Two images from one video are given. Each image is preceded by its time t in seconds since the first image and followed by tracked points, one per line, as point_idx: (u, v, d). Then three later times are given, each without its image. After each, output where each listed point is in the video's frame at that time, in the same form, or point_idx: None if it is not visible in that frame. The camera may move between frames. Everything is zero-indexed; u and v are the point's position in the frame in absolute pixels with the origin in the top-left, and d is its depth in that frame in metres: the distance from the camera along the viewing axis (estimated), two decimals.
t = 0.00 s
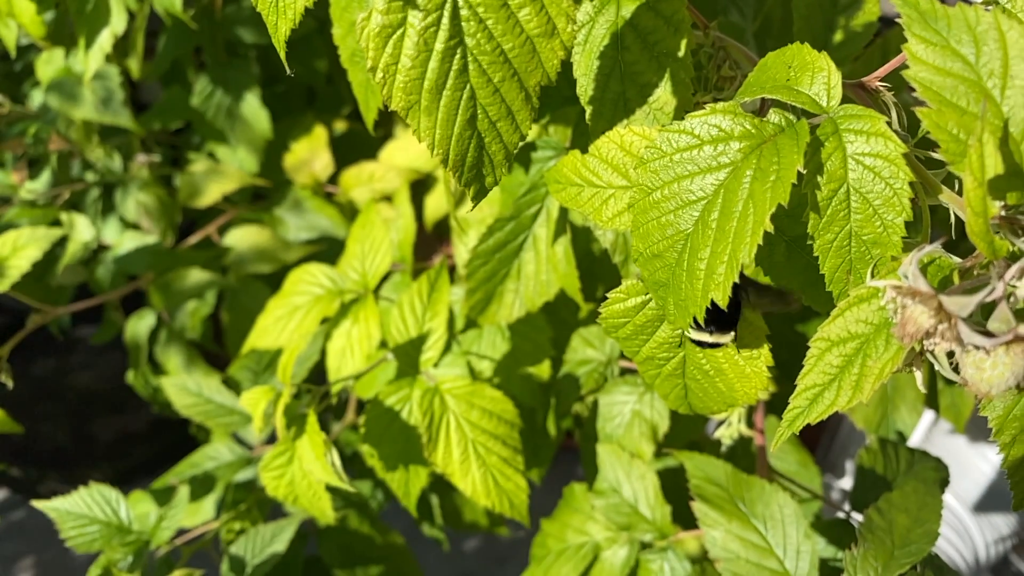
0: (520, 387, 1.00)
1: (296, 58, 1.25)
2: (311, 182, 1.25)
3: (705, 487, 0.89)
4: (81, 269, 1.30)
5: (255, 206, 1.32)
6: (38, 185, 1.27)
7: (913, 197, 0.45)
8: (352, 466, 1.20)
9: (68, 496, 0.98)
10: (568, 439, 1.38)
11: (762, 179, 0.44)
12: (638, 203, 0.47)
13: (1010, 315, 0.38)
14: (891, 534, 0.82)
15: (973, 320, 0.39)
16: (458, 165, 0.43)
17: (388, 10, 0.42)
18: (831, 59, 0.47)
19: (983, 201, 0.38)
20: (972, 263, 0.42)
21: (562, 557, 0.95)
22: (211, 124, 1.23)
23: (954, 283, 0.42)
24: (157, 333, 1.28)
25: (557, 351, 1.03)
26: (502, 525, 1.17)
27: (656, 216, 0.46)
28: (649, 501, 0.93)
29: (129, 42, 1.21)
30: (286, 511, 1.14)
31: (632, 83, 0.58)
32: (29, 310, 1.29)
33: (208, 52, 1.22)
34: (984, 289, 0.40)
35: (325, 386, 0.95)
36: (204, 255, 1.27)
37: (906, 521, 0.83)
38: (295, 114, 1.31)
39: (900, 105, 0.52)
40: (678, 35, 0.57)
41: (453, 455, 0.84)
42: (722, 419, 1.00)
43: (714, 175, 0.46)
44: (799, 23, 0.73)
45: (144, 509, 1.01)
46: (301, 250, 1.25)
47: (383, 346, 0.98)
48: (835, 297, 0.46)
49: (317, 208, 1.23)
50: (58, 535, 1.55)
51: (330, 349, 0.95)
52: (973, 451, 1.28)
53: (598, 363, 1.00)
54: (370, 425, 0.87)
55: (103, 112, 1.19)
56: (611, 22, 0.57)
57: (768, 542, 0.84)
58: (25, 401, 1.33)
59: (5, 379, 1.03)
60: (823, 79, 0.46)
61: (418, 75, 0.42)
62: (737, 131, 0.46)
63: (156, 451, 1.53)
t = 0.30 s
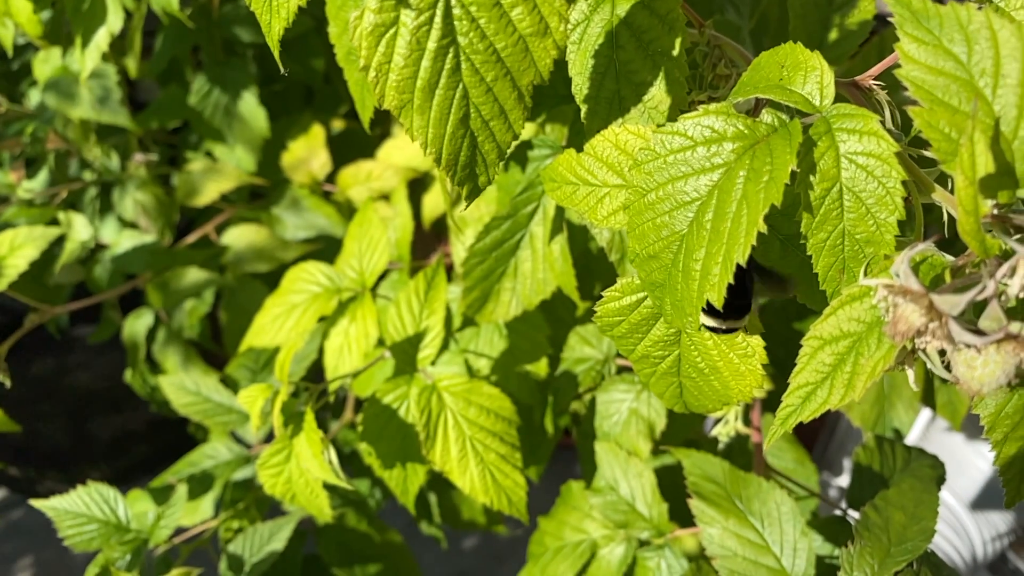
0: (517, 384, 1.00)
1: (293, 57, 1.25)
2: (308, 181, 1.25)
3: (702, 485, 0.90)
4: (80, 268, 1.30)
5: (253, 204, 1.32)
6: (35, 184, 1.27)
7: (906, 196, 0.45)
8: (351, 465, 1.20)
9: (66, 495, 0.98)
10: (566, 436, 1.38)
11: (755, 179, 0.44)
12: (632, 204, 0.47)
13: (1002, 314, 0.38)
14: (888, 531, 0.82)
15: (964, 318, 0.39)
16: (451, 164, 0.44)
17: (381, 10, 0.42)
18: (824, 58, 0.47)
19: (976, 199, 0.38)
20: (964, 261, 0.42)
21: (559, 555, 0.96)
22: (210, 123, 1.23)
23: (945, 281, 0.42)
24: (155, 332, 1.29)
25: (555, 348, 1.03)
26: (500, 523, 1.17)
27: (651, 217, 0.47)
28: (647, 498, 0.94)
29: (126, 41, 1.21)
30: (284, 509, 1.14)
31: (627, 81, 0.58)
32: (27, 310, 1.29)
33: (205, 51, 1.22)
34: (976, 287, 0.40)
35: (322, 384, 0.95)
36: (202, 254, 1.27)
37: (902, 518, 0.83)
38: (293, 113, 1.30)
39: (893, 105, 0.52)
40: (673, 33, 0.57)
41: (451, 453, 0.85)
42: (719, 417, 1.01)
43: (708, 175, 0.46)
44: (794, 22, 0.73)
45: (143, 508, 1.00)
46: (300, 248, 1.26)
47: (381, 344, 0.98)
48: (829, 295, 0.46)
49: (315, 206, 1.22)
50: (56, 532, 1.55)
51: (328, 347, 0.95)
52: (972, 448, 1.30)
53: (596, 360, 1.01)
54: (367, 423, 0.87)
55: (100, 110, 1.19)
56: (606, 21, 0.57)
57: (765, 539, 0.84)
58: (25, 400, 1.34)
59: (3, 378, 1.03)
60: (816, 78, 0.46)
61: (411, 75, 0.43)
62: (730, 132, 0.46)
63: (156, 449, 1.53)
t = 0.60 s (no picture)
0: (514, 382, 1.00)
1: (289, 56, 1.25)
2: (305, 180, 1.25)
3: (697, 482, 0.90)
4: (76, 267, 1.30)
5: (249, 203, 1.32)
6: (32, 183, 1.28)
7: (898, 196, 0.45)
8: (348, 464, 1.20)
9: (62, 494, 0.98)
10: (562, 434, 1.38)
11: (746, 179, 0.44)
12: (625, 204, 0.47)
13: (990, 314, 0.38)
14: (883, 529, 0.82)
15: (953, 318, 0.39)
16: (444, 163, 0.44)
17: (373, 10, 0.42)
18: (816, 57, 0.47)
19: (965, 199, 0.39)
20: (955, 261, 0.42)
21: (555, 553, 0.96)
22: (206, 122, 1.23)
23: (935, 281, 0.42)
24: (152, 331, 1.28)
25: (551, 347, 1.03)
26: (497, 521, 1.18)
27: (643, 217, 0.47)
28: (642, 496, 0.94)
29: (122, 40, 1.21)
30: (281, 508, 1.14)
31: (621, 81, 0.58)
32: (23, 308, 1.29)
33: (202, 50, 1.22)
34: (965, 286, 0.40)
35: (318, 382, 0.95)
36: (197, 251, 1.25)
37: (897, 516, 0.83)
38: (289, 112, 1.30)
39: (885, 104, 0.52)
40: (666, 33, 0.57)
41: (447, 450, 0.85)
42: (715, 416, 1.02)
43: (700, 175, 0.46)
44: (788, 21, 0.73)
45: (139, 507, 1.01)
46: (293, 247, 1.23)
47: (377, 342, 0.98)
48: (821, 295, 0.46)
49: (311, 204, 1.22)
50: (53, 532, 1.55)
51: (324, 346, 0.95)
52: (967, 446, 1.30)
53: (592, 359, 1.01)
54: (364, 420, 0.87)
55: (96, 109, 1.19)
56: (600, 21, 0.57)
57: (761, 537, 0.85)
58: (22, 399, 1.34)
59: None
60: (807, 78, 0.46)
61: (403, 75, 0.43)
62: (722, 132, 0.46)
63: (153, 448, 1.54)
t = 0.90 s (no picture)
0: (509, 381, 1.00)
1: (284, 55, 1.25)
2: (300, 179, 1.25)
3: (691, 482, 0.90)
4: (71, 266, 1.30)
5: (244, 202, 1.32)
6: (27, 182, 1.28)
7: (886, 197, 0.45)
8: (343, 463, 1.21)
9: (56, 493, 0.97)
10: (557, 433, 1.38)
11: (735, 180, 0.45)
12: (615, 204, 0.47)
13: (978, 315, 0.39)
14: (876, 529, 0.83)
15: (940, 319, 0.40)
16: (436, 165, 0.45)
17: (364, 12, 0.42)
18: (806, 60, 0.47)
19: (952, 201, 0.39)
20: (942, 263, 0.42)
21: (549, 552, 0.97)
22: (201, 121, 1.23)
23: (922, 282, 0.43)
24: (147, 330, 1.28)
25: (546, 346, 1.03)
26: (492, 520, 1.18)
27: (633, 217, 0.47)
28: (636, 495, 0.94)
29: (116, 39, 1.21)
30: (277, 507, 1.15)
31: (612, 82, 0.58)
32: (18, 307, 1.29)
33: (197, 49, 1.22)
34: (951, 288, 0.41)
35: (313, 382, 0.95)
36: (192, 253, 1.26)
37: (890, 515, 0.84)
38: (284, 111, 1.30)
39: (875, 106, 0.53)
40: (657, 34, 0.57)
41: (442, 449, 0.85)
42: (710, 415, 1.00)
43: (690, 176, 0.46)
44: (781, 22, 0.73)
45: (134, 506, 1.01)
46: (290, 246, 1.25)
47: (371, 341, 0.98)
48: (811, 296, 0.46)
49: (307, 204, 1.22)
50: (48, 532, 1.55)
51: (318, 345, 0.94)
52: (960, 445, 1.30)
53: (586, 358, 1.01)
54: (358, 420, 0.87)
55: (91, 108, 1.19)
56: (592, 22, 0.57)
57: (754, 536, 0.85)
58: (17, 400, 1.34)
59: None
60: (797, 80, 0.46)
61: (394, 77, 0.43)
62: (712, 133, 0.46)
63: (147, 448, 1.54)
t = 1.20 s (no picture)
0: (502, 381, 1.00)
1: (279, 55, 1.25)
2: (294, 179, 1.25)
3: (684, 482, 0.90)
4: (64, 266, 1.29)
5: (238, 202, 1.32)
6: (20, 181, 1.28)
7: (873, 200, 0.45)
8: (337, 463, 1.21)
9: (49, 493, 0.97)
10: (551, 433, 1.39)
11: (723, 184, 0.45)
12: (604, 207, 0.48)
13: (962, 317, 0.39)
14: (867, 529, 0.83)
15: (924, 322, 0.40)
16: (425, 167, 0.45)
17: (353, 16, 0.42)
18: (793, 63, 0.47)
19: (936, 205, 0.39)
20: (928, 265, 0.42)
21: (543, 552, 0.97)
22: (195, 121, 1.23)
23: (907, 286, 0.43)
24: (141, 329, 1.28)
25: (539, 346, 1.03)
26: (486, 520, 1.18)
27: (622, 220, 0.47)
28: (629, 495, 0.95)
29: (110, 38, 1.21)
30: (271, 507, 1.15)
31: (602, 84, 0.58)
32: (12, 307, 1.29)
33: (191, 49, 1.22)
34: (935, 291, 0.41)
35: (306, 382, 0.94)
36: (187, 252, 1.26)
37: (881, 515, 0.84)
38: (278, 111, 1.30)
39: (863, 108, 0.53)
40: (648, 37, 0.57)
41: (434, 450, 0.85)
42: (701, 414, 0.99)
43: (678, 180, 0.46)
44: (773, 24, 0.74)
45: (127, 506, 1.01)
46: (284, 246, 1.25)
47: (365, 342, 0.98)
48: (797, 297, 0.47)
49: (301, 204, 1.23)
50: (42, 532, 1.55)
51: (311, 345, 0.94)
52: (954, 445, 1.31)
53: (580, 358, 1.01)
54: (351, 420, 0.87)
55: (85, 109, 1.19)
56: (582, 24, 0.58)
57: (746, 536, 0.85)
58: (12, 398, 1.36)
59: None
60: (784, 83, 0.47)
61: (383, 81, 0.43)
62: (699, 137, 0.46)
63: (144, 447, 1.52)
